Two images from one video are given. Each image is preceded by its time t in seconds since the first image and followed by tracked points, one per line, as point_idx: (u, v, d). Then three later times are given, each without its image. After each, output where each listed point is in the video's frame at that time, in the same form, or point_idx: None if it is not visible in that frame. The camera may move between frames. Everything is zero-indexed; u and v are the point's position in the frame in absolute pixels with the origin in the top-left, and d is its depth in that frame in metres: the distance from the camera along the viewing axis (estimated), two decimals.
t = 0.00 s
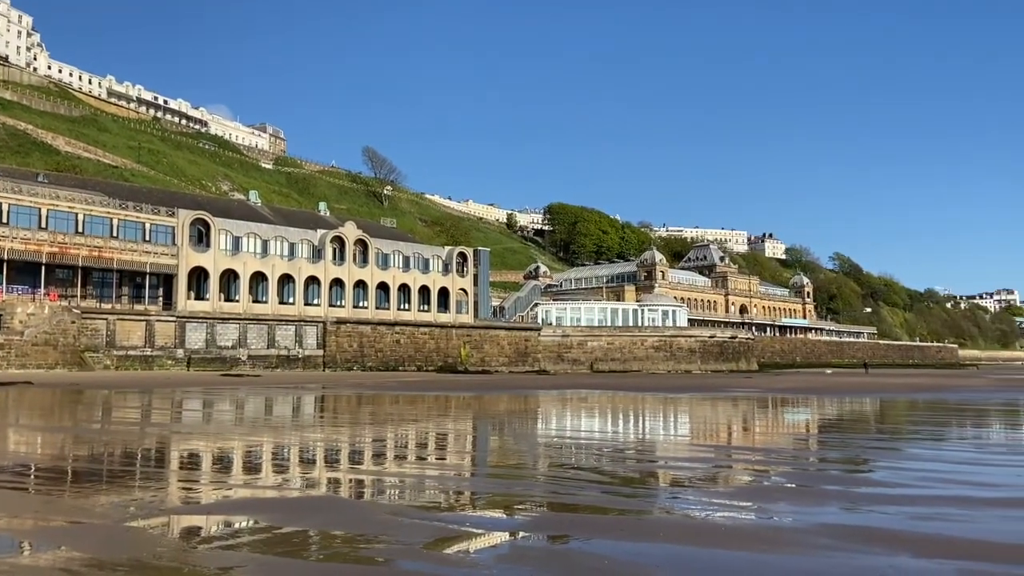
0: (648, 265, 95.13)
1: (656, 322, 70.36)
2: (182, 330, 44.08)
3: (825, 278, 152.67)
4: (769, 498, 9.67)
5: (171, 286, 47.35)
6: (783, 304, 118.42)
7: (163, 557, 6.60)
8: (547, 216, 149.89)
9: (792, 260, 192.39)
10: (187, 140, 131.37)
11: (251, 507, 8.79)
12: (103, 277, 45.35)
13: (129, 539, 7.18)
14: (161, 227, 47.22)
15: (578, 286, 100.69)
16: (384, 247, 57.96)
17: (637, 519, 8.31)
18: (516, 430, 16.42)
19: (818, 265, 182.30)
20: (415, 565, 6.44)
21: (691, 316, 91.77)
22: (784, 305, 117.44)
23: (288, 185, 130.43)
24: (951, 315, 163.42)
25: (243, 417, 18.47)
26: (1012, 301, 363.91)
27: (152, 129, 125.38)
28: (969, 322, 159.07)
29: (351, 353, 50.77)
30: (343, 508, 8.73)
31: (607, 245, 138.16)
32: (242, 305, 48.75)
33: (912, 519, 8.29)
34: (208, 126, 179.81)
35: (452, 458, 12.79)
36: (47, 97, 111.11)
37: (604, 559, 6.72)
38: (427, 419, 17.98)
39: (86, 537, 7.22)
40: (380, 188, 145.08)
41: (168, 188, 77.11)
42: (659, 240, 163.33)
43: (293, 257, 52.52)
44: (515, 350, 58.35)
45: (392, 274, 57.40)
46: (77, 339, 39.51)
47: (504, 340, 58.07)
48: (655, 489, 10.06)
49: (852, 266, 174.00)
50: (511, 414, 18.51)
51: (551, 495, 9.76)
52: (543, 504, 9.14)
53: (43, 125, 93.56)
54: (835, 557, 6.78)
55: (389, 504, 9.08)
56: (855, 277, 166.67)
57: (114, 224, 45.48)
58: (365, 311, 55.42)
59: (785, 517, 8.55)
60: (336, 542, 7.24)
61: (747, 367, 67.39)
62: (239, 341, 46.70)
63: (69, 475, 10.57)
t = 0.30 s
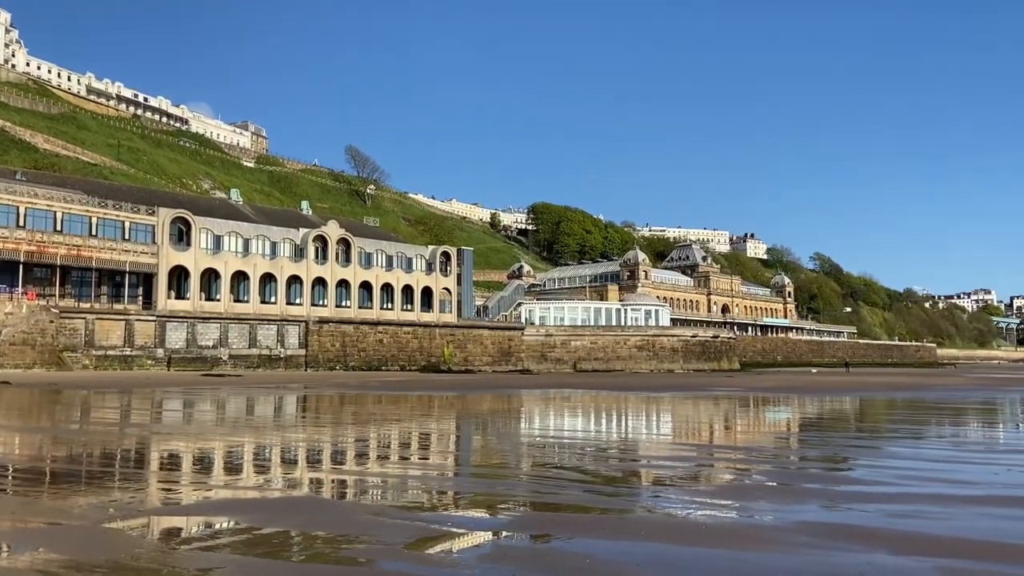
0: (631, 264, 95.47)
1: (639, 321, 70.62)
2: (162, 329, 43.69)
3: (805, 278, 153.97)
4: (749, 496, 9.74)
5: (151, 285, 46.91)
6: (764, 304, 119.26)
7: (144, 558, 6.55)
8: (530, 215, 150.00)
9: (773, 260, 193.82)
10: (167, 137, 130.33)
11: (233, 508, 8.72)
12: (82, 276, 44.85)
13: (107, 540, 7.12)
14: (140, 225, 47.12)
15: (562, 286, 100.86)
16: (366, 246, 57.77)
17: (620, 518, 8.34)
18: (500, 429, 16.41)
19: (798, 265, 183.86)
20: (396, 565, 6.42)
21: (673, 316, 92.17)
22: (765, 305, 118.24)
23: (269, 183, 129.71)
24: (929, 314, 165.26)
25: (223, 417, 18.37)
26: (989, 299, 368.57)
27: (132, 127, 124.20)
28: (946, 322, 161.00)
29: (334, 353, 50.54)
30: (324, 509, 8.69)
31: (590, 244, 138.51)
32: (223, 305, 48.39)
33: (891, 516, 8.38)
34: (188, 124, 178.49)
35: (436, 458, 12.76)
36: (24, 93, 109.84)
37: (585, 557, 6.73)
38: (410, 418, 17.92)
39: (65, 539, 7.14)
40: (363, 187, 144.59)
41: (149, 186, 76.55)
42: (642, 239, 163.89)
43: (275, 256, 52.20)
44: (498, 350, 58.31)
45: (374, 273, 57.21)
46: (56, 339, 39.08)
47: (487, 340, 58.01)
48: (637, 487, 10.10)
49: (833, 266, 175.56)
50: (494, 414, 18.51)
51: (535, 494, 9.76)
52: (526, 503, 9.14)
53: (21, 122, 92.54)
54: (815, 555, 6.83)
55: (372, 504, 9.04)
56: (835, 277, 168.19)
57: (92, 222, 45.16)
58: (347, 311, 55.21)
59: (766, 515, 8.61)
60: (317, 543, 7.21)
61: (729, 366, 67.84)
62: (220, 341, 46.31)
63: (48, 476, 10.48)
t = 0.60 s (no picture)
0: (615, 264, 95.73)
1: (622, 320, 70.82)
2: (141, 329, 43.24)
3: (786, 278, 154.92)
4: (730, 495, 9.79)
5: (130, 284, 46.48)
6: (746, 304, 120.02)
7: (122, 561, 6.45)
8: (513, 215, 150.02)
9: (755, 260, 195.11)
10: (146, 135, 129.24)
11: (208, 508, 8.63)
12: (59, 275, 44.44)
13: (85, 542, 7.02)
14: (120, 223, 46.52)
15: (545, 285, 100.97)
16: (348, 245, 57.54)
17: (600, 517, 8.36)
18: (483, 429, 16.37)
19: (779, 264, 185.31)
20: (377, 565, 6.40)
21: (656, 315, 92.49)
22: (746, 305, 118.93)
23: (250, 181, 128.83)
24: (908, 313, 167.12)
25: (203, 417, 18.24)
26: (966, 298, 373.12)
27: (111, 124, 123.01)
28: (925, 322, 162.61)
29: (316, 352, 50.23)
30: (305, 509, 8.64)
31: (573, 244, 138.76)
32: (204, 303, 48.00)
33: (868, 514, 8.45)
34: (169, 121, 177.02)
35: (418, 458, 12.73)
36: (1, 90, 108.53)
37: (566, 557, 6.72)
38: (392, 418, 17.85)
39: (41, 541, 7.01)
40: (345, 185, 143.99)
41: (127, 184, 75.74)
42: (625, 239, 164.39)
43: (256, 255, 51.83)
44: (481, 349, 58.19)
45: (357, 272, 56.94)
46: (33, 338, 38.72)
47: (470, 339, 57.86)
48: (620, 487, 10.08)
49: (813, 266, 176.79)
50: (476, 414, 18.45)
51: (517, 494, 9.74)
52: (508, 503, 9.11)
53: None
54: (794, 553, 6.86)
55: (352, 505, 8.99)
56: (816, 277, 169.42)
57: (70, 221, 44.51)
58: (329, 311, 54.94)
59: (747, 514, 8.64)
60: (297, 543, 7.17)
61: (711, 365, 68.33)
62: (200, 340, 45.90)
63: (26, 475, 10.38)
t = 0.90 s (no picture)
0: (597, 264, 95.94)
1: (604, 319, 71.02)
2: (119, 328, 42.83)
3: (767, 278, 156.13)
4: (710, 493, 9.83)
5: (108, 283, 46.01)
6: (727, 303, 120.72)
7: (101, 562, 6.36)
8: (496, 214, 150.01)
9: (736, 259, 196.29)
10: (125, 132, 128.01)
11: (187, 508, 8.54)
12: (36, 274, 43.97)
13: (61, 543, 6.93)
14: (98, 222, 46.20)
15: (528, 284, 101.08)
16: (330, 244, 57.31)
17: (582, 516, 8.39)
18: (465, 429, 16.34)
19: (760, 264, 186.60)
20: (358, 566, 6.36)
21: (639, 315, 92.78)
22: (728, 304, 119.67)
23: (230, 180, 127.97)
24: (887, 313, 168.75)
25: (183, 417, 18.06)
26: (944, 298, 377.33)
27: (89, 121, 121.77)
28: (904, 322, 164.51)
29: (297, 352, 49.89)
30: (285, 510, 8.58)
31: (556, 243, 138.97)
32: (183, 303, 47.62)
33: (846, 512, 8.53)
34: (148, 118, 175.41)
35: (399, 457, 12.72)
36: None
37: (548, 556, 6.70)
38: (375, 418, 17.78)
39: (18, 543, 6.90)
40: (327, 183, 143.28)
41: (106, 182, 74.91)
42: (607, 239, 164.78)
43: (237, 253, 51.45)
44: (463, 349, 58.10)
45: (339, 272, 56.70)
46: (9, 338, 38.41)
47: (453, 338, 57.76)
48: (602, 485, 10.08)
49: (793, 266, 178.22)
50: (459, 413, 18.36)
51: (501, 492, 9.73)
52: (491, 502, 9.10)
53: None
54: (774, 550, 6.89)
55: (335, 505, 8.95)
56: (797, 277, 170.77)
57: (48, 218, 44.06)
58: (311, 310, 54.66)
59: (727, 511, 8.70)
60: (277, 543, 7.13)
61: (693, 364, 68.71)
62: (180, 339, 45.51)
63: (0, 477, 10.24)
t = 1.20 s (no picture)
0: (581, 263, 96.13)
1: (587, 318, 71.16)
2: (98, 327, 42.45)
3: (749, 277, 157.07)
4: (691, 491, 9.86)
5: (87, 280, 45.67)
6: (710, 302, 121.35)
7: (79, 562, 6.32)
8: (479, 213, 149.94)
9: (719, 259, 197.34)
10: (105, 129, 126.82)
11: (167, 509, 8.46)
12: (14, 272, 43.53)
13: (39, 544, 6.85)
14: (76, 220, 45.73)
15: (511, 283, 101.14)
16: (313, 242, 57.08)
17: (564, 514, 8.41)
18: (448, 428, 16.33)
19: (742, 263, 187.73)
20: (340, 565, 6.33)
21: (622, 313, 93.04)
22: (710, 303, 120.28)
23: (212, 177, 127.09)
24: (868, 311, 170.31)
25: (163, 417, 17.92)
26: (923, 297, 381.32)
27: (68, 118, 120.51)
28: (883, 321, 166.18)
29: (278, 351, 49.62)
30: (265, 509, 8.51)
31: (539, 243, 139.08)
32: (163, 301, 47.29)
33: (826, 510, 8.57)
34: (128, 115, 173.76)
35: (382, 456, 12.70)
36: None
37: (531, 555, 6.69)
38: (357, 417, 17.76)
39: None
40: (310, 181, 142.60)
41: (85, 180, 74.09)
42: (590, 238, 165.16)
43: (218, 251, 51.03)
44: (446, 348, 58.00)
45: (321, 270, 56.44)
46: None
47: (436, 338, 57.64)
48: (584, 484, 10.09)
49: (775, 265, 179.44)
50: (442, 413, 18.30)
51: (484, 492, 9.72)
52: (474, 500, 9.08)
53: None
54: (754, 548, 6.93)
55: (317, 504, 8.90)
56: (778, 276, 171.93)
57: (25, 217, 43.55)
58: (293, 309, 54.39)
59: (708, 510, 8.73)
60: (257, 543, 7.08)
61: (675, 363, 69.05)
62: (159, 339, 45.10)
63: None
